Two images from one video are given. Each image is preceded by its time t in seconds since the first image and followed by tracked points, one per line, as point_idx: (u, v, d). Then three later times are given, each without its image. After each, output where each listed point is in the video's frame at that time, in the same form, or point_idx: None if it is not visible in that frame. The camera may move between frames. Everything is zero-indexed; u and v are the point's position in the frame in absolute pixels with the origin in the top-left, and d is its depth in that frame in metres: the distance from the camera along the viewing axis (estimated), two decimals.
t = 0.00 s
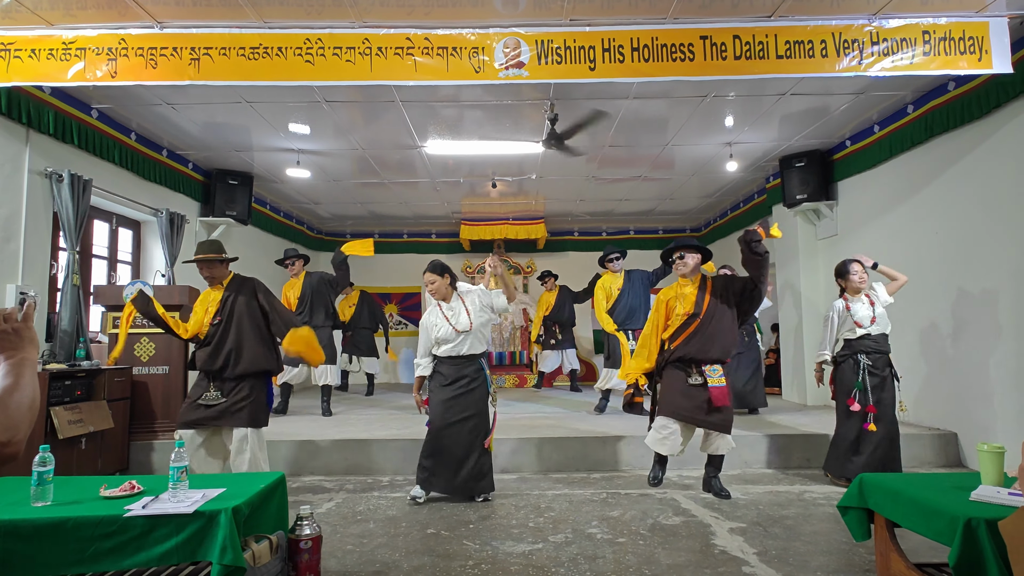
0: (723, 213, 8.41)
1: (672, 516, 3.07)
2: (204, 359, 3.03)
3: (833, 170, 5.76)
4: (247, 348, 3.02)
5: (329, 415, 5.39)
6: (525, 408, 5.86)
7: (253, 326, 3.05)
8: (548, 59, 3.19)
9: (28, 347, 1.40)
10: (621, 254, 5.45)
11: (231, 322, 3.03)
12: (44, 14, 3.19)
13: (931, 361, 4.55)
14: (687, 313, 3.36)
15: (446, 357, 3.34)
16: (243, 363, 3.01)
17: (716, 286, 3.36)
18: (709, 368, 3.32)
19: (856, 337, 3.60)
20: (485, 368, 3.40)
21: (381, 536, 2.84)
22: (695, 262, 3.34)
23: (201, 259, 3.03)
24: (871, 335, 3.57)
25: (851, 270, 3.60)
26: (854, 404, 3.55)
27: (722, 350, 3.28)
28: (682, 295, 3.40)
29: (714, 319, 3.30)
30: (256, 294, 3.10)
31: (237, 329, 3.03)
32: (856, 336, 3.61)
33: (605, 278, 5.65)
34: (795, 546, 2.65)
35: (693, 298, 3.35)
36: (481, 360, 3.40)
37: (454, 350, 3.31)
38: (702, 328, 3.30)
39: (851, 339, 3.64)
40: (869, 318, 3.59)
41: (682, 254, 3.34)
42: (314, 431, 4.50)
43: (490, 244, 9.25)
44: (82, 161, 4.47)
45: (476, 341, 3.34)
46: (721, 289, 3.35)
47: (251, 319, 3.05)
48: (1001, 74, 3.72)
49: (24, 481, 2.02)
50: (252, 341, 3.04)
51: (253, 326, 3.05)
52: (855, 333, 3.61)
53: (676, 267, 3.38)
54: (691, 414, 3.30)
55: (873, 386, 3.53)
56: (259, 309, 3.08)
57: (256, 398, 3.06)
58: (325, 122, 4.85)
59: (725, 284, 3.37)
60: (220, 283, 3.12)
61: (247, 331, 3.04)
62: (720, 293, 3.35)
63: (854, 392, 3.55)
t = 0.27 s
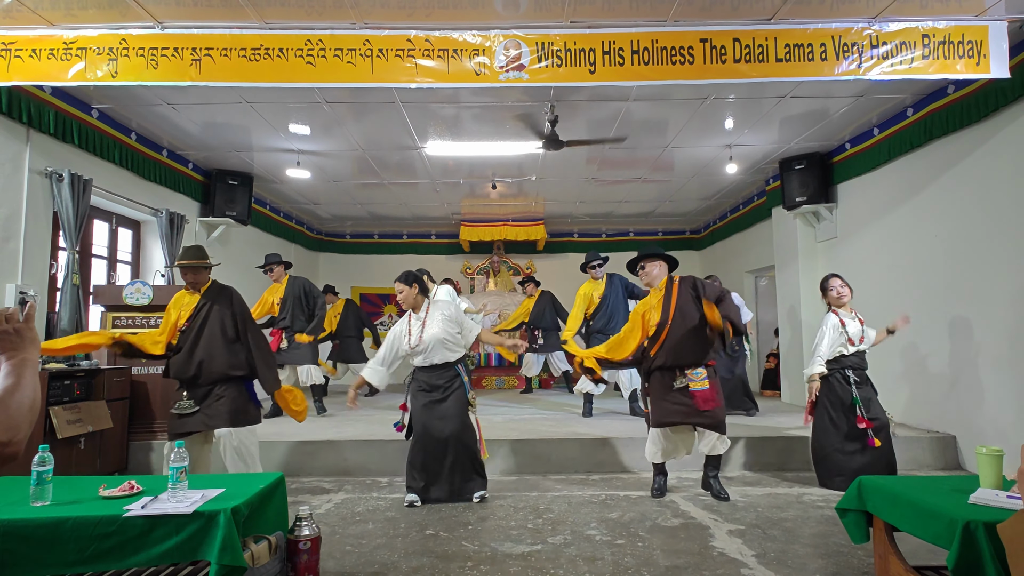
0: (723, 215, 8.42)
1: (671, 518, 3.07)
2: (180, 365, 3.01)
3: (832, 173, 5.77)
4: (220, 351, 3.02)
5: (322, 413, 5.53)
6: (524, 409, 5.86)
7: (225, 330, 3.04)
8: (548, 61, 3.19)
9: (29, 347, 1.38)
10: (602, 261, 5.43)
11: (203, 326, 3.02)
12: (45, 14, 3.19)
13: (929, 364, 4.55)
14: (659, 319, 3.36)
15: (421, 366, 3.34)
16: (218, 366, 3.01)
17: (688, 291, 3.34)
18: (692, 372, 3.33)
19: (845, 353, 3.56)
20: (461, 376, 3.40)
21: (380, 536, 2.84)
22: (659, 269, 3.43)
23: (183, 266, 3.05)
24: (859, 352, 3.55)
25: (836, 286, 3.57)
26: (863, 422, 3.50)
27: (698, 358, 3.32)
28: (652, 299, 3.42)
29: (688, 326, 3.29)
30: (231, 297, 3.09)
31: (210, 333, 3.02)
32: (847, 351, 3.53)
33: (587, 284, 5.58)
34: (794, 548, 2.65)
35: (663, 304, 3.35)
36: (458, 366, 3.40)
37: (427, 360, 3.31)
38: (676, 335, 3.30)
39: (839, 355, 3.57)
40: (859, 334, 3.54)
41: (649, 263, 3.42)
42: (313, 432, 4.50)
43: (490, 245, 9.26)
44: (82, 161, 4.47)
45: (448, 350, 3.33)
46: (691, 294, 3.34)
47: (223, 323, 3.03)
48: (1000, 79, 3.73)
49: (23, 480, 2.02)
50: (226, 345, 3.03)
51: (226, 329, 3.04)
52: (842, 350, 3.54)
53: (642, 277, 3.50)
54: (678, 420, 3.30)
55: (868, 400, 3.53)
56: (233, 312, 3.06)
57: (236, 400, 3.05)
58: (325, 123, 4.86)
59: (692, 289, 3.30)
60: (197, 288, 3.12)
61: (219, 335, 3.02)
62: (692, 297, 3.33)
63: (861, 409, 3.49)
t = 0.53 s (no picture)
0: (724, 218, 8.42)
1: (670, 521, 3.06)
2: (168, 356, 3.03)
3: (833, 176, 5.77)
4: (211, 345, 3.07)
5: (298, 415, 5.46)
6: (524, 412, 5.85)
7: (218, 326, 3.09)
8: (549, 64, 3.20)
9: (35, 349, 1.39)
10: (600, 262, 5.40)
11: (196, 320, 3.06)
12: (47, 15, 3.19)
13: (929, 367, 4.55)
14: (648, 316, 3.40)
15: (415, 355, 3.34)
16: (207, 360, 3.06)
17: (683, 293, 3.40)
18: (682, 372, 3.32)
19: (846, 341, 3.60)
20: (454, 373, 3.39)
21: (379, 538, 2.84)
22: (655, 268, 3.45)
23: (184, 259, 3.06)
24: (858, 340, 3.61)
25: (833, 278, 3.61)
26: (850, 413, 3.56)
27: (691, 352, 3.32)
28: (643, 300, 3.46)
29: (678, 325, 3.34)
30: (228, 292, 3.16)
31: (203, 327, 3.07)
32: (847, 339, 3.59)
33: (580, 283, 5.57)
34: (793, 552, 2.65)
35: (654, 304, 3.40)
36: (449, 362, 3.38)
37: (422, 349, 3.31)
38: (665, 333, 3.34)
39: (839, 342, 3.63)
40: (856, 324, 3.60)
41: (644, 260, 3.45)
42: (313, 433, 4.50)
43: (490, 247, 9.27)
44: (83, 161, 4.48)
45: (443, 343, 3.33)
46: (687, 296, 3.40)
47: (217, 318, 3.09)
48: (1000, 83, 3.74)
49: (24, 481, 2.03)
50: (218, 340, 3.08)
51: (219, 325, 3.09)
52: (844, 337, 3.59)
53: (636, 274, 3.52)
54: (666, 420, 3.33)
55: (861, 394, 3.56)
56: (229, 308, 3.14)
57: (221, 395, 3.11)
58: (326, 124, 4.86)
59: (686, 292, 3.40)
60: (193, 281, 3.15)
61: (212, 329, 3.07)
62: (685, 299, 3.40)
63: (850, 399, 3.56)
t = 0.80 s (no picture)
0: (724, 219, 8.43)
1: (670, 522, 3.06)
2: (165, 365, 3.04)
3: (833, 178, 5.77)
4: (208, 353, 3.09)
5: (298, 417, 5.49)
6: (524, 413, 5.85)
7: (217, 335, 3.12)
8: (550, 65, 3.20)
9: (43, 351, 1.38)
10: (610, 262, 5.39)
11: (196, 329, 3.09)
12: (49, 16, 3.20)
13: (929, 369, 4.55)
14: (649, 324, 3.37)
15: (414, 360, 3.34)
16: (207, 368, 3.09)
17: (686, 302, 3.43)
18: (683, 377, 3.33)
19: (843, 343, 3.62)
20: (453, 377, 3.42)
21: (378, 540, 2.84)
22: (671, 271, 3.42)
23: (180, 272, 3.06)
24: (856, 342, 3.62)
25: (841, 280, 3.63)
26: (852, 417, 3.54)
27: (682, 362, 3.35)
28: (648, 303, 3.41)
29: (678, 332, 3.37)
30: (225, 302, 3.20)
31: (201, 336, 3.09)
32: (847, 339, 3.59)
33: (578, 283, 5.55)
34: (793, 554, 2.65)
35: (660, 309, 3.37)
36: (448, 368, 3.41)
37: (422, 355, 3.32)
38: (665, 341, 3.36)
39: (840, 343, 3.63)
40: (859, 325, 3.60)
41: (666, 264, 3.39)
42: (313, 434, 4.50)
43: (490, 249, 9.27)
44: (84, 162, 4.48)
45: (441, 353, 3.34)
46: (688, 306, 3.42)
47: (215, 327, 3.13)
48: (1000, 85, 3.75)
49: (24, 481, 2.03)
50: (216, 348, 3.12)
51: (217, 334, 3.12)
52: (842, 336, 3.59)
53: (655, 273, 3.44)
54: (664, 424, 3.33)
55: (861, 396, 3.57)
56: (227, 317, 3.17)
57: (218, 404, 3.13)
58: (327, 125, 4.86)
59: (693, 305, 3.43)
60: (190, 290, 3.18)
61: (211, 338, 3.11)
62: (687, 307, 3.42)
63: (851, 404, 3.55)
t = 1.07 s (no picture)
0: (724, 220, 8.43)
1: (670, 523, 3.06)
2: (176, 353, 3.04)
3: (834, 179, 5.77)
4: (223, 342, 3.10)
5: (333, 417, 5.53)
6: (524, 414, 5.85)
7: (230, 323, 3.13)
8: (551, 66, 3.20)
9: (50, 354, 1.44)
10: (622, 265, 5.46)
11: (208, 316, 3.08)
12: (51, 16, 3.21)
13: (929, 370, 4.56)
14: (669, 318, 3.39)
15: (436, 353, 3.35)
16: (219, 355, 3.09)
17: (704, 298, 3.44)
18: (682, 377, 3.34)
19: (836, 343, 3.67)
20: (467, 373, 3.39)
21: (379, 540, 2.84)
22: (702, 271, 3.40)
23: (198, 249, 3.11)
24: (849, 342, 3.63)
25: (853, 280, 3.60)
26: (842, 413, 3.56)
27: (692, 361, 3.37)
28: (675, 298, 3.42)
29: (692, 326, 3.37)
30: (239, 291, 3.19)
31: (214, 324, 3.10)
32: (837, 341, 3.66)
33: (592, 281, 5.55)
34: (793, 555, 2.65)
35: (683, 309, 3.37)
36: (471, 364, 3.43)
37: (445, 349, 3.33)
38: (680, 336, 3.36)
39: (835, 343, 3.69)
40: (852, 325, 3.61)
41: (702, 267, 3.40)
42: (313, 434, 4.50)
43: (491, 249, 9.27)
44: (86, 162, 4.49)
45: (465, 345, 3.38)
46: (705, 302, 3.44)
47: (228, 315, 3.13)
48: (1001, 87, 3.75)
49: (25, 480, 2.03)
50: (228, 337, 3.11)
51: (230, 321, 3.12)
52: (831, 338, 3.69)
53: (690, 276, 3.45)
54: (659, 423, 3.35)
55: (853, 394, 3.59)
56: (240, 305, 3.16)
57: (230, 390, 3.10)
58: (328, 126, 4.87)
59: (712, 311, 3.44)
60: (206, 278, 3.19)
61: (223, 326, 3.11)
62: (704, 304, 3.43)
63: (838, 400, 3.60)
